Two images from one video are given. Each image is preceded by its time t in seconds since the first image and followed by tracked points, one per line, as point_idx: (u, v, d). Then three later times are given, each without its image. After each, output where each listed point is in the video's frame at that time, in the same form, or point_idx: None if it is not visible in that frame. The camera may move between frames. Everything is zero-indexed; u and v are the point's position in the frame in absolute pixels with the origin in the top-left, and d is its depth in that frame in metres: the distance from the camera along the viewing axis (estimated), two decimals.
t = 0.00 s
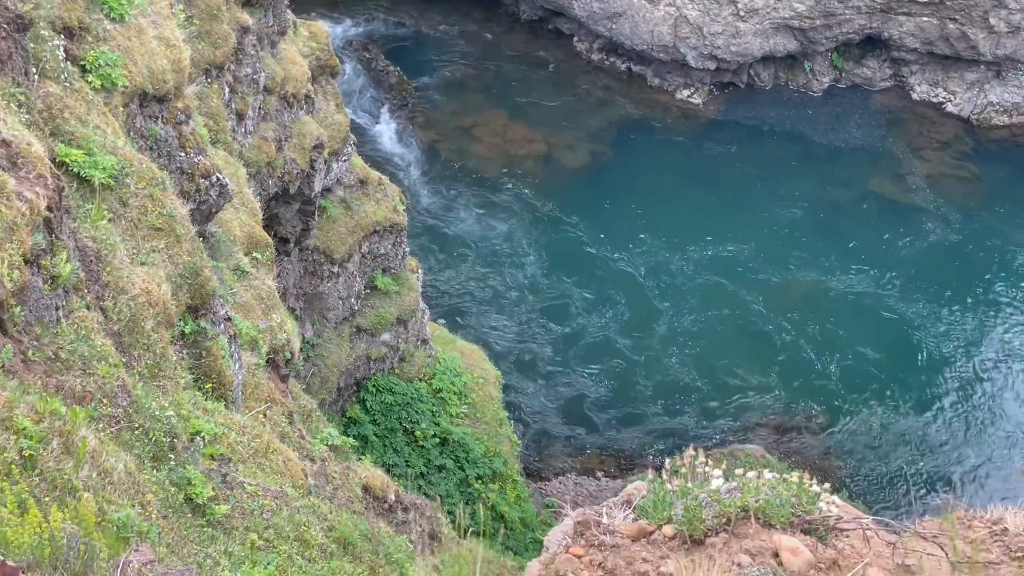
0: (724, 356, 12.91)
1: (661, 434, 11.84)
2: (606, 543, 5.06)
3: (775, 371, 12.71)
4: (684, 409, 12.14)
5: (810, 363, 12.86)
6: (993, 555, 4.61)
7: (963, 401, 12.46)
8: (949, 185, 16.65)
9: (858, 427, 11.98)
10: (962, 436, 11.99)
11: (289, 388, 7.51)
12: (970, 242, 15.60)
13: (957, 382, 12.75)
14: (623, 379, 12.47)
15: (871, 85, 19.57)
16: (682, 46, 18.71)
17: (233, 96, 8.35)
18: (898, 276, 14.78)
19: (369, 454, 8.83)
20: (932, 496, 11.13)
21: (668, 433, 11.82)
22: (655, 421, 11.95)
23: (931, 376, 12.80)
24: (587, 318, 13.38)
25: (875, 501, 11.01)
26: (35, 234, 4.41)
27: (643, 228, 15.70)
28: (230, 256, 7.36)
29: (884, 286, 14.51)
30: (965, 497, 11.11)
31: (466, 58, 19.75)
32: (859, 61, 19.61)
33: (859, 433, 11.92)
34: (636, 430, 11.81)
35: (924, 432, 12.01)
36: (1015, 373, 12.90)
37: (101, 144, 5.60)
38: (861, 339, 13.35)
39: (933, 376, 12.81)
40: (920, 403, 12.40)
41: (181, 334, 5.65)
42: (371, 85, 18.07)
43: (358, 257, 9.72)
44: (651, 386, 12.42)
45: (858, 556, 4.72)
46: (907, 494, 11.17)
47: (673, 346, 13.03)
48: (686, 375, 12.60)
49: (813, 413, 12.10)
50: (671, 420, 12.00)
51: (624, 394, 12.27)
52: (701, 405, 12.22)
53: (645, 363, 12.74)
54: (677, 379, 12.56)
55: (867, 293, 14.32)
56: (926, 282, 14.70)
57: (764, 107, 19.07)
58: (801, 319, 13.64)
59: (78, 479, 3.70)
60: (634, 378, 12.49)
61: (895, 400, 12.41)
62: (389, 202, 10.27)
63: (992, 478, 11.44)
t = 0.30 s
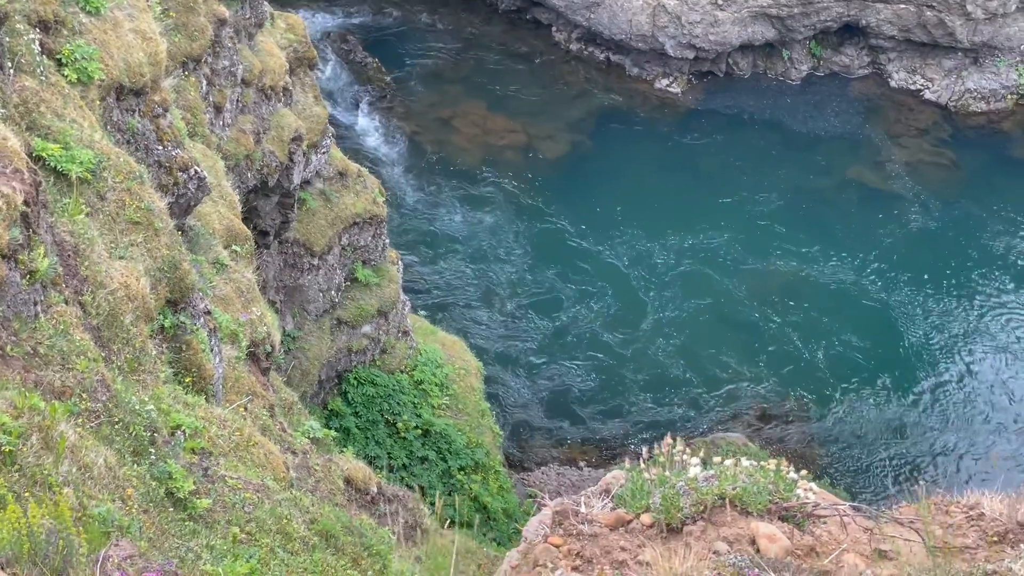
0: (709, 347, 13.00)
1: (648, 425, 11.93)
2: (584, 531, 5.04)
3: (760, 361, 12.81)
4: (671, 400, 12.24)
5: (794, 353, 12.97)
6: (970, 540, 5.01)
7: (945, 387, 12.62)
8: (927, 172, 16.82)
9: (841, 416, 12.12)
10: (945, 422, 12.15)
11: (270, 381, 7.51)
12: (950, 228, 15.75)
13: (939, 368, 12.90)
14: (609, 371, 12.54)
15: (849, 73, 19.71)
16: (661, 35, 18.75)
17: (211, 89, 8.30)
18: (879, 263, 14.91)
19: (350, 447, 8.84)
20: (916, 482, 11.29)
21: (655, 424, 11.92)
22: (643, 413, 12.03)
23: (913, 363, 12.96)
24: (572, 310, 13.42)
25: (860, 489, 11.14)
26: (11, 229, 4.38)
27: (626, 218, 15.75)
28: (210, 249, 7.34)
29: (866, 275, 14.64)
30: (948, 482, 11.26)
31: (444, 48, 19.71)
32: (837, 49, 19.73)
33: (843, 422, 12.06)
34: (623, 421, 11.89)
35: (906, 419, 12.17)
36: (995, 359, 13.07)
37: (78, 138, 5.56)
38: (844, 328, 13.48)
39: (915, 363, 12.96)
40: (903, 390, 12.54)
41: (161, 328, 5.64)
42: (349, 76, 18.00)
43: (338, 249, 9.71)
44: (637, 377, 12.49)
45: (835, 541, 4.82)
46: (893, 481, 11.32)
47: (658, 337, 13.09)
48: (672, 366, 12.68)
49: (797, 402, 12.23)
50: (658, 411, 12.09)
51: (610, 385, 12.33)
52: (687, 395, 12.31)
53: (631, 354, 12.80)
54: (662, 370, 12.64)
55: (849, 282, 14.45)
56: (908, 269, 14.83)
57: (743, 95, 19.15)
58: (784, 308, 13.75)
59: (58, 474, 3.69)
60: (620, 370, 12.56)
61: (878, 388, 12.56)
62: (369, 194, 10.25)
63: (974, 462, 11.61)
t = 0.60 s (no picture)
0: (692, 340, 13.09)
1: (635, 419, 12.00)
2: (561, 523, 5.11)
3: (742, 354, 12.91)
4: (657, 393, 12.32)
5: (777, 345, 13.08)
6: (945, 527, 5.21)
7: (927, 375, 12.75)
8: (905, 162, 16.96)
9: (824, 406, 12.22)
10: (927, 409, 12.28)
11: (251, 377, 7.51)
12: (929, 217, 15.88)
13: (920, 356, 13.03)
14: (594, 365, 12.59)
15: (826, 64, 19.87)
16: (639, 28, 18.80)
17: (189, 85, 8.27)
18: (860, 254, 15.04)
19: (332, 442, 8.88)
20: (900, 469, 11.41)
21: (640, 417, 11.99)
22: (629, 406, 12.10)
23: (894, 352, 13.08)
24: (556, 306, 13.45)
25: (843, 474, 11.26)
26: None
27: (608, 212, 15.80)
28: (189, 245, 7.32)
29: (846, 267, 14.75)
30: (932, 468, 11.39)
31: (423, 42, 19.69)
32: (815, 40, 19.86)
33: (826, 412, 12.17)
34: (609, 414, 11.95)
35: (888, 407, 12.29)
36: (976, 346, 13.22)
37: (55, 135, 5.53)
38: (826, 319, 13.60)
39: (896, 351, 13.09)
40: (885, 379, 12.67)
41: (141, 325, 5.63)
42: (330, 71, 17.98)
43: (318, 245, 9.69)
44: (622, 371, 12.55)
45: (811, 530, 4.92)
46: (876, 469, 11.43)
47: (642, 331, 13.15)
48: (656, 359, 12.75)
49: (780, 393, 12.33)
50: (645, 404, 12.17)
51: (595, 379, 12.40)
52: (673, 388, 12.39)
53: (615, 347, 12.86)
54: (646, 363, 12.71)
55: (831, 274, 14.56)
56: (888, 259, 14.97)
57: (721, 88, 19.26)
58: (766, 301, 13.85)
59: (38, 473, 3.69)
60: (605, 363, 12.62)
61: (860, 377, 12.68)
62: (349, 189, 10.23)
63: (957, 447, 11.74)
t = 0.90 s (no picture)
0: (675, 337, 13.16)
1: (620, 416, 12.05)
2: (539, 519, 5.18)
3: (726, 350, 13.00)
4: (641, 390, 12.38)
5: (760, 342, 13.18)
6: (919, 517, 5.42)
7: (908, 367, 12.89)
8: (883, 156, 17.12)
9: (806, 400, 12.33)
10: (908, 402, 12.43)
11: (232, 377, 7.49)
12: (909, 212, 16.04)
13: (901, 349, 13.17)
14: (579, 363, 12.64)
15: (805, 59, 20.00)
16: (618, 24, 18.85)
17: (166, 85, 8.23)
18: (842, 250, 15.16)
19: (314, 442, 8.88)
20: (884, 461, 11.53)
21: (627, 413, 12.05)
22: (615, 403, 12.17)
23: (877, 347, 13.19)
24: (539, 304, 13.47)
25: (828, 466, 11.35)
26: None
27: (591, 209, 15.85)
28: (168, 245, 7.29)
29: (827, 262, 14.88)
30: (915, 460, 11.53)
31: (402, 40, 19.66)
32: (793, 35, 20.00)
33: (809, 407, 12.28)
34: (595, 411, 12.01)
35: (871, 401, 12.42)
36: (957, 338, 13.37)
37: (31, 136, 5.52)
38: (809, 315, 13.70)
39: (878, 345, 13.23)
40: (867, 372, 12.79)
41: (120, 326, 5.62)
42: (309, 70, 17.94)
43: (298, 244, 9.68)
44: (607, 368, 12.61)
45: (787, 523, 5.00)
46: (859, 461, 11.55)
47: (627, 328, 13.20)
48: (641, 356, 12.81)
49: (761, 388, 12.44)
50: (630, 401, 12.23)
51: (581, 377, 12.45)
52: (656, 385, 12.46)
53: (600, 345, 12.90)
54: (631, 360, 12.77)
55: (812, 270, 14.67)
56: (868, 254, 15.11)
57: (701, 83, 19.36)
58: (748, 298, 13.95)
59: (17, 475, 3.68)
60: (590, 361, 12.67)
61: (842, 372, 12.80)
62: (328, 187, 10.21)
63: (939, 437, 11.89)
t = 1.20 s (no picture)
0: (658, 335, 13.25)
1: (603, 415, 12.09)
2: (516, 517, 5.20)
3: (710, 350, 13.07)
4: (624, 388, 12.43)
5: (744, 341, 13.26)
6: (895, 511, 5.50)
7: (890, 363, 13.01)
8: (862, 154, 17.29)
9: (789, 397, 12.44)
10: (891, 397, 12.54)
11: (212, 380, 7.48)
12: (888, 209, 16.22)
13: (884, 346, 13.29)
14: (566, 364, 12.66)
15: (783, 57, 20.16)
16: (596, 24, 18.93)
17: (143, 88, 8.20)
18: (824, 248, 15.29)
19: (296, 444, 8.90)
20: (869, 457, 11.62)
21: (614, 413, 12.08)
22: (601, 403, 12.20)
23: (858, 344, 13.31)
24: (524, 306, 13.48)
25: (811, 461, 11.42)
26: None
27: (573, 208, 15.91)
28: (147, 249, 7.27)
29: (809, 261, 14.99)
30: (899, 454, 11.62)
31: (380, 41, 19.63)
32: (771, 33, 20.16)
33: (794, 404, 12.36)
34: (581, 411, 12.04)
35: (854, 397, 12.52)
36: (938, 333, 13.50)
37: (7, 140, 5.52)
38: (792, 313, 13.80)
39: (860, 342, 13.34)
40: (850, 369, 12.90)
41: (98, 330, 5.60)
42: (288, 70, 17.86)
43: (278, 246, 9.66)
44: (593, 369, 12.64)
45: (765, 518, 5.08)
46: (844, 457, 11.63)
47: (611, 328, 13.25)
48: (627, 356, 12.85)
49: (742, 386, 12.54)
50: (613, 399, 12.28)
51: (567, 378, 12.47)
52: (637, 383, 12.51)
53: (585, 345, 12.93)
54: (617, 360, 12.81)
55: (794, 268, 14.77)
56: (849, 252, 15.23)
57: (679, 82, 19.48)
58: (732, 297, 14.03)
59: None
60: (576, 362, 12.70)
61: (825, 369, 12.90)
62: (308, 189, 10.19)
63: (923, 431, 12.00)
